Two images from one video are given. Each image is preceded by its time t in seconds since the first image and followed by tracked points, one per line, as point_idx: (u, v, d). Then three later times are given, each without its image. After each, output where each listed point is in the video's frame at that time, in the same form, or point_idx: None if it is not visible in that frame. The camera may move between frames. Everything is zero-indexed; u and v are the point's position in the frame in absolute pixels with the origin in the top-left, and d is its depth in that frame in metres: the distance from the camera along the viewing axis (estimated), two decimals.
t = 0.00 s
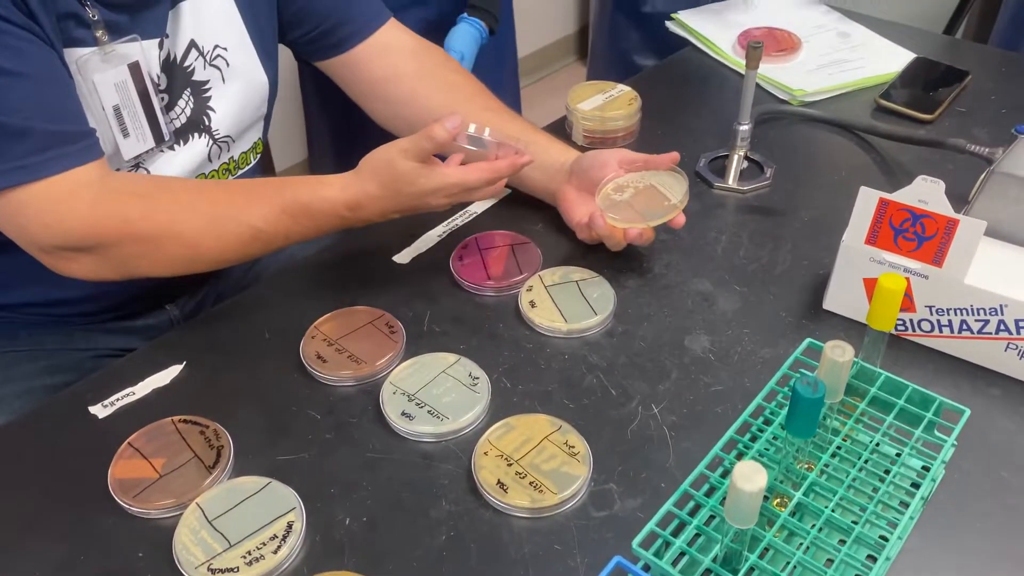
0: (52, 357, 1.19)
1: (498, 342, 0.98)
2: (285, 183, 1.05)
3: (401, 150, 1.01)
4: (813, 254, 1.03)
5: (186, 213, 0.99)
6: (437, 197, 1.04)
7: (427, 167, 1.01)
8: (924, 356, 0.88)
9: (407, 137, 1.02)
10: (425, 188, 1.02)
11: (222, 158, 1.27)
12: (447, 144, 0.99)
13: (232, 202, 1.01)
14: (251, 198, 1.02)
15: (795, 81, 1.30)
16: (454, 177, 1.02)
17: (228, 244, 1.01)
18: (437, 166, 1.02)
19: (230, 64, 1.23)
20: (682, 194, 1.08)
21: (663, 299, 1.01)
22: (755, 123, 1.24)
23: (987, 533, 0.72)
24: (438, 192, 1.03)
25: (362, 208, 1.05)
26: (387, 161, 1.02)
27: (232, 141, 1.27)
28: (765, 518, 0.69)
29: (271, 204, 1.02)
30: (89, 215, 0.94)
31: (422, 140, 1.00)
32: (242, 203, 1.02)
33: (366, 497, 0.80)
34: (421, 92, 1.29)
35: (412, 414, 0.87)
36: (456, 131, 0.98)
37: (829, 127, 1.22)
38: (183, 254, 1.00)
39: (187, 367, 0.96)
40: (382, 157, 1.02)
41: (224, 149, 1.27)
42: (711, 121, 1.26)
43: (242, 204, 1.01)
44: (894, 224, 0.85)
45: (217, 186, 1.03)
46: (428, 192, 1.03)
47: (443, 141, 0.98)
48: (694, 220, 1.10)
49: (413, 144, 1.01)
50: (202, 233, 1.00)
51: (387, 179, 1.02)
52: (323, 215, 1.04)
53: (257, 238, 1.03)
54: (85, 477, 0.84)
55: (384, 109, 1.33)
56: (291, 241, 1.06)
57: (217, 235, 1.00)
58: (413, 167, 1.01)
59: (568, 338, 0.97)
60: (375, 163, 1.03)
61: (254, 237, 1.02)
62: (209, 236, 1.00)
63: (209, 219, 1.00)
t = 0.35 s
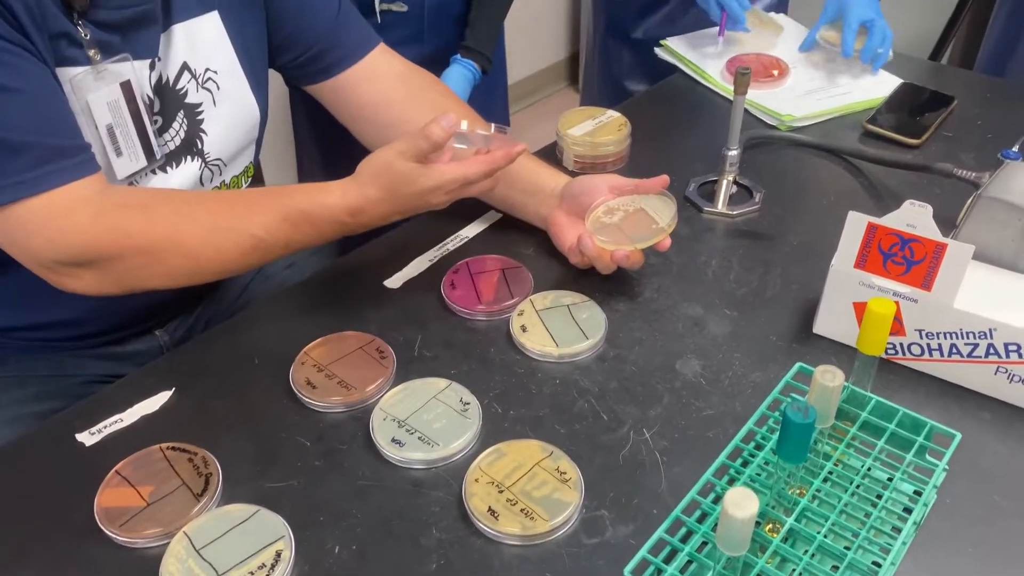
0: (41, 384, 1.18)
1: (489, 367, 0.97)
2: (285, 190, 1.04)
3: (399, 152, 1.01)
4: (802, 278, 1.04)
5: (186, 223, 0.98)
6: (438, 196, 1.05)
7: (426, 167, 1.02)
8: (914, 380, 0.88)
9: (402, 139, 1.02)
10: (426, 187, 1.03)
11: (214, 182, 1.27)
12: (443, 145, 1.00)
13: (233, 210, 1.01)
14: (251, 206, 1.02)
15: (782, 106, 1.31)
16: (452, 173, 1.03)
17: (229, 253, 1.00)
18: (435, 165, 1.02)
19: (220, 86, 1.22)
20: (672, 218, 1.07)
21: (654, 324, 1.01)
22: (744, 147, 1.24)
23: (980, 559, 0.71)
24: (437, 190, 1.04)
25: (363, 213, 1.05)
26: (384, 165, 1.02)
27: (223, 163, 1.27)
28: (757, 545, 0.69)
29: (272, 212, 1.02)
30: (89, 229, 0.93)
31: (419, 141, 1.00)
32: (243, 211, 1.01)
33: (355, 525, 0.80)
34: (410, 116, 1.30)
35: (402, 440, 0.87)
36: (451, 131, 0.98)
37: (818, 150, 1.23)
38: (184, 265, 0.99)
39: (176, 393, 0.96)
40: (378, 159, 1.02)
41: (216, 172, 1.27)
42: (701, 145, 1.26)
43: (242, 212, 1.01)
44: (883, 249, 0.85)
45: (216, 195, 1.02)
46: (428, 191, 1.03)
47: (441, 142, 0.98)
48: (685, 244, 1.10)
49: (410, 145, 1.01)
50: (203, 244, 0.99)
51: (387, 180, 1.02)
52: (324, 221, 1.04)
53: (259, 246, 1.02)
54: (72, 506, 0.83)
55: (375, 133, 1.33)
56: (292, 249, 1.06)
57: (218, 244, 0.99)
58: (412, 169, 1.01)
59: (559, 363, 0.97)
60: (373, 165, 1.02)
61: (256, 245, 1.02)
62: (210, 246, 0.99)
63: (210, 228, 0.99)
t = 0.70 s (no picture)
0: (31, 405, 1.17)
1: (479, 386, 0.98)
2: (287, 213, 1.03)
3: (402, 180, 0.98)
4: (789, 296, 1.05)
5: (187, 245, 0.98)
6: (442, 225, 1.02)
7: (432, 195, 0.99)
8: (899, 396, 0.89)
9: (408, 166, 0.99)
10: (429, 217, 1.00)
11: (207, 204, 1.28)
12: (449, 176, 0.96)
13: (232, 232, 1.01)
14: (251, 228, 1.01)
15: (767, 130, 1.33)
16: (457, 204, 0.99)
17: (227, 275, 1.01)
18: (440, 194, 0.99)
19: (213, 109, 1.23)
20: (660, 237, 1.09)
21: (643, 342, 1.02)
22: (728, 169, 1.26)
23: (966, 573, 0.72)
24: (441, 218, 1.01)
25: (365, 238, 1.03)
26: (386, 193, 0.99)
27: (216, 185, 1.27)
28: (746, 561, 0.70)
29: (273, 235, 1.02)
30: (90, 250, 0.94)
31: (422, 171, 0.97)
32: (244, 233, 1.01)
33: (347, 545, 0.80)
34: (400, 139, 1.31)
35: (394, 459, 0.87)
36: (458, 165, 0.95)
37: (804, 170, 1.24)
38: (184, 285, 0.99)
39: (168, 415, 0.96)
40: (381, 186, 0.99)
41: (208, 194, 1.28)
42: (688, 165, 1.28)
43: (240, 236, 1.01)
44: (867, 267, 0.87)
45: (218, 216, 1.02)
46: (432, 221, 1.01)
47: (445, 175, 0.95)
48: (672, 263, 1.11)
49: (413, 174, 0.98)
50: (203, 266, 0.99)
51: (389, 208, 1.00)
52: (325, 245, 1.03)
53: (260, 268, 1.02)
54: (64, 528, 0.84)
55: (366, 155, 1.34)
56: (294, 271, 1.06)
57: (216, 267, 1.00)
58: (415, 198, 0.98)
59: (549, 381, 0.98)
60: (377, 192, 1.00)
61: (256, 268, 1.01)
62: (210, 267, 0.99)
63: (208, 250, 0.99)
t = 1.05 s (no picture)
0: None
1: (453, 451, 0.66)
2: (166, 217, 0.71)
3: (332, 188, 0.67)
4: (904, 314, 0.72)
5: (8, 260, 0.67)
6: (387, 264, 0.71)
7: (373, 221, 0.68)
8: None
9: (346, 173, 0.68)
10: (367, 247, 0.69)
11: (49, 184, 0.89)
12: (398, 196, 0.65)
13: (80, 246, 0.69)
14: (118, 236, 0.70)
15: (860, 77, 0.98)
16: (408, 237, 0.69)
17: (69, 306, 0.69)
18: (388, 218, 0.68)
19: (56, 44, 0.85)
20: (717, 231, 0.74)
21: (691, 383, 0.70)
22: (819, 126, 0.91)
23: None
24: (387, 256, 0.70)
25: (275, 267, 0.71)
26: (309, 208, 0.68)
27: (62, 157, 0.89)
28: None
29: (140, 253, 0.69)
30: None
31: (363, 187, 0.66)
32: (99, 248, 0.69)
33: None
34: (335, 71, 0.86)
35: (325, 559, 0.58)
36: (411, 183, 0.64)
37: (914, 130, 0.90)
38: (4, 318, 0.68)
39: None
40: (304, 199, 0.68)
41: (50, 169, 0.89)
42: (751, 121, 0.92)
43: (99, 247, 0.69)
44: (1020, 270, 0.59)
45: (65, 217, 0.70)
46: (371, 256, 0.70)
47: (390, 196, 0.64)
48: (738, 263, 0.77)
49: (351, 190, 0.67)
50: (32, 293, 0.68)
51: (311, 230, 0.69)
52: (216, 273, 0.71)
53: (118, 300, 0.70)
54: None
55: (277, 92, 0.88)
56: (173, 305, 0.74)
57: (52, 292, 0.68)
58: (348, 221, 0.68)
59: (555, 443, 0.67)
60: (295, 203, 0.69)
61: (114, 299, 0.70)
62: (42, 295, 0.68)
63: (44, 271, 0.68)
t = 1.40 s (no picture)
0: None
1: (398, 534, 0.47)
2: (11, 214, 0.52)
3: (225, 169, 0.46)
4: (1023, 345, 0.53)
5: None
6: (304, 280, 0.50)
7: (284, 218, 0.47)
8: None
9: (245, 148, 0.47)
10: (275, 256, 0.49)
11: None
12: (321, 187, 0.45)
13: None
14: None
15: (933, 32, 0.77)
16: (332, 242, 0.48)
17: None
18: (304, 214, 0.48)
19: None
20: (765, 230, 0.53)
21: (728, 441, 0.50)
22: (903, 85, 0.71)
23: None
24: (304, 267, 0.49)
25: (149, 280, 0.51)
26: (193, 197, 0.47)
27: None
28: None
29: None
30: None
31: (266, 168, 0.45)
32: None
33: None
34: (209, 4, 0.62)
35: None
36: (339, 166, 0.44)
37: (1010, 94, 0.70)
38: None
39: None
40: (185, 183, 0.48)
41: None
42: (797, 80, 0.72)
43: None
44: None
45: None
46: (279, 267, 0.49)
47: (310, 185, 0.44)
48: (791, 275, 0.58)
49: (250, 173, 0.46)
50: None
51: (196, 229, 0.48)
52: (72, 289, 0.52)
53: None
54: None
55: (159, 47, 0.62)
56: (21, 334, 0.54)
57: None
58: (247, 218, 0.47)
59: (543, 526, 0.47)
60: (177, 190, 0.48)
61: None
62: None
63: None
